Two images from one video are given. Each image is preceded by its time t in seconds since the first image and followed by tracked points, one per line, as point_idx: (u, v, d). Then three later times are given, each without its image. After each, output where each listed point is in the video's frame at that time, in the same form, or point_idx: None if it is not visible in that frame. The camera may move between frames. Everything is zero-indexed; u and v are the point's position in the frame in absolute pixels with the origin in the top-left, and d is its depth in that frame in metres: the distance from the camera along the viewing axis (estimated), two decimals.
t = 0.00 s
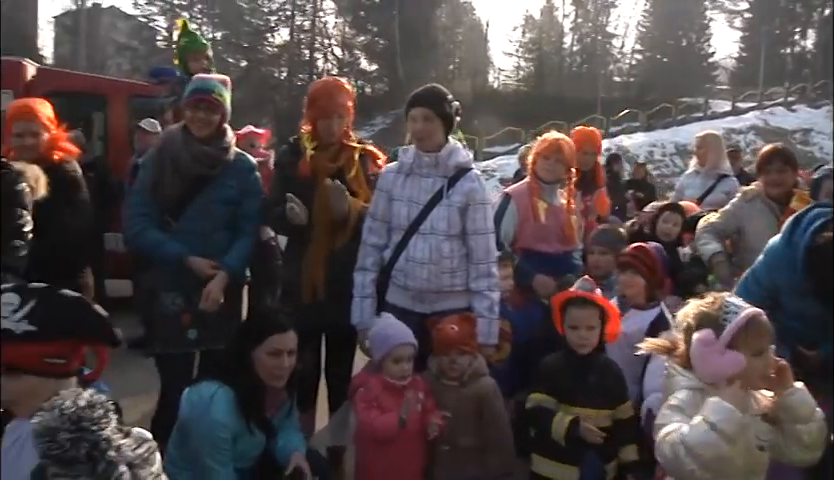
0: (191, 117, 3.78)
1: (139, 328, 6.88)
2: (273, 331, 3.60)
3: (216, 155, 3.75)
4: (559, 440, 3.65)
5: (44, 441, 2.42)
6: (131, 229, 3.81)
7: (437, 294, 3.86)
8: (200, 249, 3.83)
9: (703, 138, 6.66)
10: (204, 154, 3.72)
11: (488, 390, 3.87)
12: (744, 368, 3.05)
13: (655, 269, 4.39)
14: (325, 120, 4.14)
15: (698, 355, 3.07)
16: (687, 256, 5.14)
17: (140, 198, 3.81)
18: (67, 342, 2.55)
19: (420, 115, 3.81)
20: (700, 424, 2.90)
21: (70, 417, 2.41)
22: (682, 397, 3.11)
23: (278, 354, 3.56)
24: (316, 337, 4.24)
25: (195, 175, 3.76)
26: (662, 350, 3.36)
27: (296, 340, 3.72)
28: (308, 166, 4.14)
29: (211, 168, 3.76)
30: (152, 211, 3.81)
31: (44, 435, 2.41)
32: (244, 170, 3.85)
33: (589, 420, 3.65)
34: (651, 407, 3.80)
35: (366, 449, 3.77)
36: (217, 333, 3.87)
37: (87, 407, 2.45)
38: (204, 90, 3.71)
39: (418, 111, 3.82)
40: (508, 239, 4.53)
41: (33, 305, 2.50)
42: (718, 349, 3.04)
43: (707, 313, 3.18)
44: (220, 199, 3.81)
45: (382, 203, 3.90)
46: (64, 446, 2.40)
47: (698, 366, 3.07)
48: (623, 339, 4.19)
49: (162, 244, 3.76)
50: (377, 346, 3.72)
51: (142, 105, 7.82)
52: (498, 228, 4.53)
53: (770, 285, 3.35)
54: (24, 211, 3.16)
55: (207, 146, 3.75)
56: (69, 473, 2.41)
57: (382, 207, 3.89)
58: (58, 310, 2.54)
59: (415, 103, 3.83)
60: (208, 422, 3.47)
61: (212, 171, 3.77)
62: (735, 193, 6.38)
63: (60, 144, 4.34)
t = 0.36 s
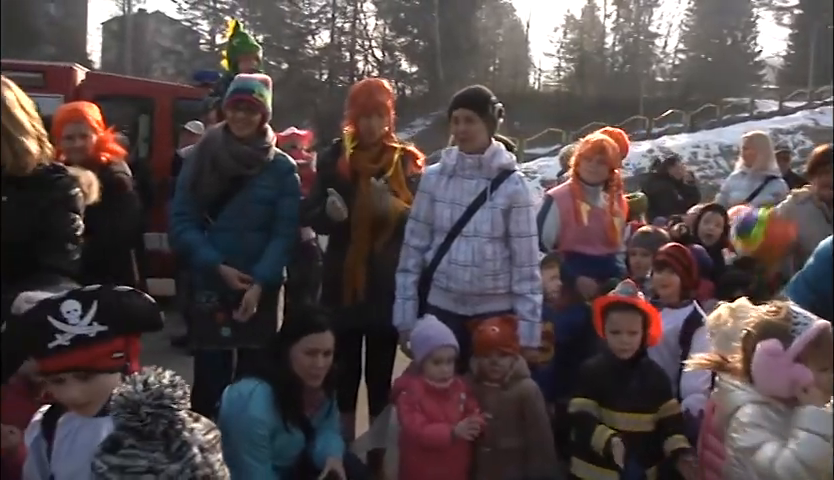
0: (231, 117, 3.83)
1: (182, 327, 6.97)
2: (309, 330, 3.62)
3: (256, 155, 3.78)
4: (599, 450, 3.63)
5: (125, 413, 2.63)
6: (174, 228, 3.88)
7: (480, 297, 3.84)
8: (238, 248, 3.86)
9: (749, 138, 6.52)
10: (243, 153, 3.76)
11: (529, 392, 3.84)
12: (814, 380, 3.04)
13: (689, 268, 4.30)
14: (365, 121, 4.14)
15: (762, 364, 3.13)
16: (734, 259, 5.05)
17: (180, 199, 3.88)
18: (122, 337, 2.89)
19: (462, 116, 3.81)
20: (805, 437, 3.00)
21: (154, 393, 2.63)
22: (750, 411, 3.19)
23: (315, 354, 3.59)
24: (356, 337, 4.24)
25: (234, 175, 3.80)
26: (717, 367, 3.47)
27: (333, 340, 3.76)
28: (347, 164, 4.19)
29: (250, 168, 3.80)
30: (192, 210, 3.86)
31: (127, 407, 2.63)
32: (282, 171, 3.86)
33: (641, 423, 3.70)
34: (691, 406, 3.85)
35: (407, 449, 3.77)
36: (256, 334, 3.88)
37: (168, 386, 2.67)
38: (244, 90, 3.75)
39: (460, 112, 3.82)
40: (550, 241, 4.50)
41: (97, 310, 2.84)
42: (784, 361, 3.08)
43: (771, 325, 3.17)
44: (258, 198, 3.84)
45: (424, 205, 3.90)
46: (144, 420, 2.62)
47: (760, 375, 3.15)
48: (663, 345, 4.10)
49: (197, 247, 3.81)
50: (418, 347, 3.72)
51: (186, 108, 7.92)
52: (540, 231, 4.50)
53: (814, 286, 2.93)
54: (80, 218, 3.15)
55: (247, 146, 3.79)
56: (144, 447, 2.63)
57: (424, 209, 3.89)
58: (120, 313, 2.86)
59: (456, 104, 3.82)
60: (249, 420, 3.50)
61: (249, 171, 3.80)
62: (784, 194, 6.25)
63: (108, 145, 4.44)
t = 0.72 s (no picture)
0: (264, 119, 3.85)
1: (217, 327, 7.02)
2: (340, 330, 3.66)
3: (285, 154, 3.82)
4: (637, 448, 3.66)
5: (187, 412, 2.44)
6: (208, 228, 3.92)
7: (517, 299, 3.82)
8: (270, 248, 3.88)
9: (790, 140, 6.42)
10: (271, 152, 3.80)
11: (565, 395, 3.81)
12: None
13: (720, 270, 4.25)
14: (404, 121, 4.17)
15: (810, 376, 2.89)
16: (774, 263, 4.97)
17: (213, 201, 3.93)
18: (160, 338, 2.90)
19: (500, 118, 3.80)
20: None
21: (219, 392, 2.44)
22: (802, 432, 3.03)
23: (343, 354, 3.63)
24: (389, 339, 4.25)
25: (264, 174, 3.83)
26: (747, 383, 3.34)
27: (364, 341, 3.78)
28: (382, 160, 4.22)
29: (279, 167, 3.83)
30: (224, 212, 3.91)
31: (189, 406, 2.44)
32: (312, 167, 3.89)
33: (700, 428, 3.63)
34: (733, 415, 3.72)
35: (442, 451, 3.77)
36: (288, 334, 3.90)
37: (234, 384, 2.47)
38: (278, 93, 3.77)
39: (498, 114, 3.81)
40: (590, 243, 4.46)
41: (138, 312, 2.86)
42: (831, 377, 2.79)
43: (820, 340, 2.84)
44: (290, 198, 3.87)
45: (461, 207, 3.90)
46: (207, 419, 2.43)
47: (808, 385, 2.91)
48: (702, 354, 4.04)
49: (224, 250, 3.85)
50: (456, 349, 3.72)
51: (222, 110, 7.98)
52: (579, 233, 4.46)
53: None
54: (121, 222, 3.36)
55: (276, 146, 3.83)
56: (207, 447, 2.44)
57: (461, 211, 3.89)
58: (160, 315, 2.88)
59: (493, 105, 3.82)
60: (284, 420, 3.53)
61: (278, 170, 3.83)
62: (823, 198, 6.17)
63: (148, 147, 4.50)
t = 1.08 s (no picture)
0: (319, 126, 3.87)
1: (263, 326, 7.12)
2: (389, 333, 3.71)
3: (333, 156, 3.84)
4: (696, 461, 3.58)
5: (267, 404, 2.30)
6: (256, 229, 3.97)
7: (566, 302, 3.80)
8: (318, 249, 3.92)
9: None
10: (322, 155, 3.82)
11: (612, 399, 3.78)
12: None
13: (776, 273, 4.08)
14: (448, 124, 4.21)
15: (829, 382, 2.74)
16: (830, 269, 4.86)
17: (260, 202, 3.97)
18: (200, 350, 2.81)
19: (550, 121, 3.78)
20: None
21: (302, 388, 2.30)
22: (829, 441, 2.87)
23: (390, 356, 3.67)
24: (435, 342, 4.25)
25: (312, 176, 3.87)
26: (800, 386, 3.32)
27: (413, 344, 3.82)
28: (424, 163, 4.26)
29: (327, 170, 3.86)
30: (272, 212, 3.94)
31: (271, 398, 2.29)
32: (359, 171, 3.94)
33: (753, 440, 3.58)
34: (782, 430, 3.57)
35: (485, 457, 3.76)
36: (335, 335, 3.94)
37: (317, 382, 2.34)
38: (333, 101, 3.80)
39: (548, 117, 3.80)
40: (641, 247, 4.37)
41: (173, 315, 2.79)
42: None
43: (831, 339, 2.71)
44: (338, 200, 3.91)
45: (510, 209, 3.89)
46: (287, 413, 2.28)
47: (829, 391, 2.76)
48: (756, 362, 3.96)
49: (269, 247, 3.88)
50: (497, 355, 3.70)
51: (270, 112, 8.09)
52: (629, 237, 4.37)
53: None
54: (176, 224, 3.42)
55: (325, 149, 3.85)
56: (281, 441, 2.29)
57: (510, 213, 3.88)
58: (196, 325, 2.78)
59: (543, 107, 3.82)
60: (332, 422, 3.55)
61: (326, 172, 3.86)
62: None
63: (199, 149, 4.59)
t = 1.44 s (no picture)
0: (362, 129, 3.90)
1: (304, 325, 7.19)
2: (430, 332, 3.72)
3: (375, 158, 3.87)
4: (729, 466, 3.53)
5: (312, 412, 2.27)
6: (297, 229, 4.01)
7: (608, 304, 3.76)
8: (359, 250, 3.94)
9: None
10: (365, 157, 3.84)
11: (655, 403, 3.74)
12: None
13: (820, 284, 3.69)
14: (486, 124, 4.21)
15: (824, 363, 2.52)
16: None
17: (302, 202, 4.01)
18: (228, 346, 2.86)
19: (595, 122, 3.75)
20: None
21: (348, 399, 2.27)
22: None
23: (431, 356, 3.69)
24: (476, 343, 4.25)
25: (354, 177, 3.89)
26: None
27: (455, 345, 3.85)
28: (464, 163, 4.27)
29: (370, 171, 3.88)
30: (315, 212, 3.97)
31: (316, 406, 2.27)
32: (400, 172, 3.95)
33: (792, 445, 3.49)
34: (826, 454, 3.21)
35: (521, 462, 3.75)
36: (375, 335, 3.97)
37: (364, 394, 2.30)
38: (376, 106, 3.81)
39: (593, 118, 3.77)
40: (682, 249, 4.30)
41: (207, 308, 2.86)
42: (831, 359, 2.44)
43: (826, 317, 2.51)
44: (380, 201, 3.93)
45: (553, 210, 3.86)
46: (331, 423, 2.25)
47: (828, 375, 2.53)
48: (804, 370, 3.80)
49: (312, 248, 3.93)
50: (532, 360, 3.69)
51: (312, 112, 8.16)
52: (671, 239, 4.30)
53: None
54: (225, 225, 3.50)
55: (367, 150, 3.88)
56: (324, 450, 2.25)
57: (553, 215, 3.86)
58: (223, 318, 2.84)
59: (587, 107, 3.79)
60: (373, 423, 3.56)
61: (369, 173, 3.88)
62: None
63: (243, 151, 4.70)
